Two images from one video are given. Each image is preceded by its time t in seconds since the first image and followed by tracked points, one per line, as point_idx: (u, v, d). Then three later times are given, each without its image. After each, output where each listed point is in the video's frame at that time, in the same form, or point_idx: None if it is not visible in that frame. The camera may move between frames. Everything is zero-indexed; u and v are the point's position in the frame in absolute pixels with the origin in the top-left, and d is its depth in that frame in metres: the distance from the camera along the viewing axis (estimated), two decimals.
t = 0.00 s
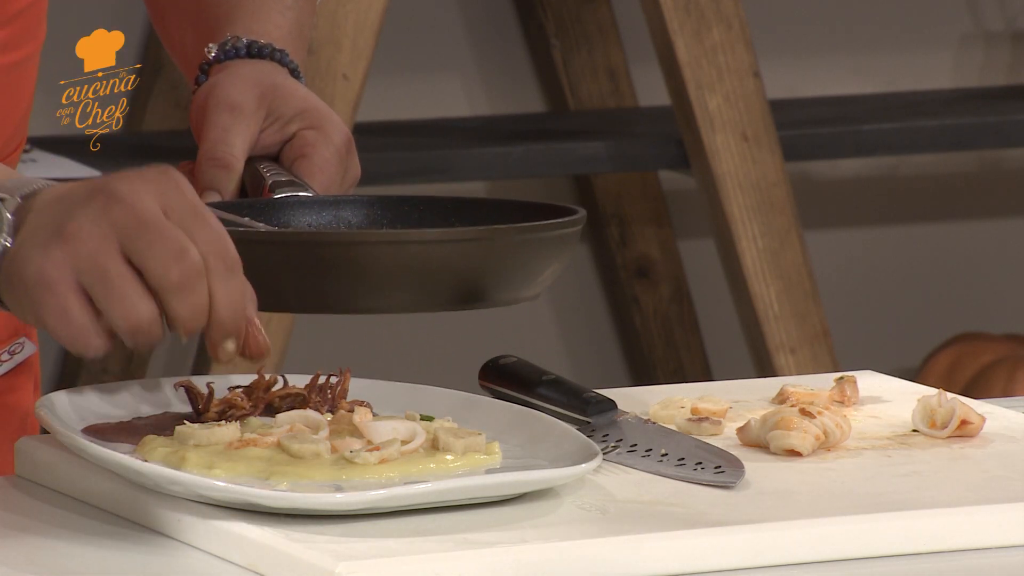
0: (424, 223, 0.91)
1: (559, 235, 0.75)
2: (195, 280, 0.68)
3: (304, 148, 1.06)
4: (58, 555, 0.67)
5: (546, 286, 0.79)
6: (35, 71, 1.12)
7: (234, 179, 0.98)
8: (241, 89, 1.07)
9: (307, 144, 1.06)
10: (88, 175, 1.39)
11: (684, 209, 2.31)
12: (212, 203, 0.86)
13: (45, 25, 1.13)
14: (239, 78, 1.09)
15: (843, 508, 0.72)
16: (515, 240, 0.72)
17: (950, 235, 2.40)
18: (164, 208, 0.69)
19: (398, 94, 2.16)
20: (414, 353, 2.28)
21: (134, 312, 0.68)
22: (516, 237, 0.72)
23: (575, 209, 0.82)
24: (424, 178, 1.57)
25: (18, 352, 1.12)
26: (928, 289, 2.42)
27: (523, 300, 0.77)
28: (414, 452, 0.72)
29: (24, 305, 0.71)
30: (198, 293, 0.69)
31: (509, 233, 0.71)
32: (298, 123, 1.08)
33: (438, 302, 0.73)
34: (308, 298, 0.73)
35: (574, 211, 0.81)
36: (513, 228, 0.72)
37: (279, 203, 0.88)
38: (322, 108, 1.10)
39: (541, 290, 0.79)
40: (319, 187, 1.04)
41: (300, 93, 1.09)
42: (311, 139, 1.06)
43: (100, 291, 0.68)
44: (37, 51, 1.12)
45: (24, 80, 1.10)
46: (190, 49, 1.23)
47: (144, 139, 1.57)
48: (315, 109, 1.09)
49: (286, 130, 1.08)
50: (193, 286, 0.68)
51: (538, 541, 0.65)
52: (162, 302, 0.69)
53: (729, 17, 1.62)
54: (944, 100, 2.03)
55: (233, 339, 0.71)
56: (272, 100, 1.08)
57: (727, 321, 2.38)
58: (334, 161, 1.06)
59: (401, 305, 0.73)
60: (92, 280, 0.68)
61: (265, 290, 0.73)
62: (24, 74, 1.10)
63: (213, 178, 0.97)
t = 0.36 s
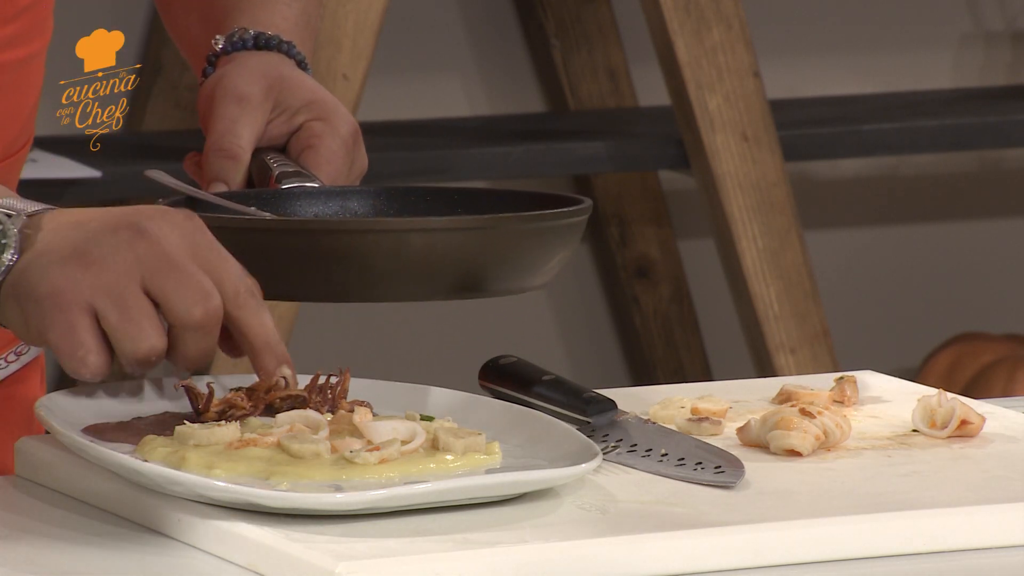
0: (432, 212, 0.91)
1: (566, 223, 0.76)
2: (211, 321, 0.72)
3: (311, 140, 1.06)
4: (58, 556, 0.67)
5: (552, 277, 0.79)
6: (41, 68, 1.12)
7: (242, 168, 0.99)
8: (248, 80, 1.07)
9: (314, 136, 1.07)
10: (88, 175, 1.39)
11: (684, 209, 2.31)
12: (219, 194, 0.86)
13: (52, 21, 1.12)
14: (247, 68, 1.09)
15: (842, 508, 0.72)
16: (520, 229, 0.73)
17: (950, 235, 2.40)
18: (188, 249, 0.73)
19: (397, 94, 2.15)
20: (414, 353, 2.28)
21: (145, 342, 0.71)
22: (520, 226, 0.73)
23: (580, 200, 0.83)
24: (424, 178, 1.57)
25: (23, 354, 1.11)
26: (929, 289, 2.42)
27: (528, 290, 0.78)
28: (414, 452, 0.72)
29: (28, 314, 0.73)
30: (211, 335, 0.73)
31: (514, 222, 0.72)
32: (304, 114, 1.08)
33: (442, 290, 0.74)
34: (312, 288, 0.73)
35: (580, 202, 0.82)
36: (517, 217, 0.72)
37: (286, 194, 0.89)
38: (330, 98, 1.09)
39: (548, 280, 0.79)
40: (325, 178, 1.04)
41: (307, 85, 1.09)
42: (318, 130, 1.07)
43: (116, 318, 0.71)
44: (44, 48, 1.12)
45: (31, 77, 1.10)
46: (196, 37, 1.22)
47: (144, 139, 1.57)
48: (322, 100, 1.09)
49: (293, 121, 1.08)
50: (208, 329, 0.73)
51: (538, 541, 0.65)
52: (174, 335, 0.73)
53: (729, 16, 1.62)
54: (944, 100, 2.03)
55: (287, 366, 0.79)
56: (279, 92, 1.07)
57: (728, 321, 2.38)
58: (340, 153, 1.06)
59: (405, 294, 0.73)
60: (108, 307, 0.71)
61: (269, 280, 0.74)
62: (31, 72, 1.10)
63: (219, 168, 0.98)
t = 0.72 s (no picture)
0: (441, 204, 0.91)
1: (574, 219, 0.76)
2: (209, 321, 0.70)
3: (317, 131, 1.06)
4: (58, 556, 0.67)
5: (557, 271, 0.79)
6: (47, 67, 1.12)
7: (248, 159, 0.99)
8: (254, 71, 1.07)
9: (320, 126, 1.06)
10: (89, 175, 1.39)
11: (684, 209, 2.31)
12: (225, 186, 0.86)
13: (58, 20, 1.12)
14: (252, 59, 1.09)
15: (842, 508, 0.72)
16: (524, 224, 0.73)
17: (951, 235, 2.40)
18: (183, 248, 0.70)
19: (396, 93, 2.15)
20: (414, 353, 2.28)
21: (141, 345, 0.69)
22: (522, 221, 0.72)
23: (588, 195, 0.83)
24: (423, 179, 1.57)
25: (30, 355, 1.11)
26: (929, 289, 2.42)
27: (531, 285, 0.77)
28: (414, 452, 0.72)
29: (29, 323, 0.71)
30: (209, 335, 0.71)
31: (516, 217, 0.72)
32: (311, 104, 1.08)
33: (443, 285, 0.73)
34: (311, 281, 0.73)
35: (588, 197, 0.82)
36: (519, 212, 0.72)
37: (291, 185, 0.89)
38: (336, 88, 1.09)
39: (555, 275, 0.79)
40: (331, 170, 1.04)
41: (313, 75, 1.09)
42: (323, 121, 1.07)
43: (111, 322, 0.69)
44: (50, 46, 1.12)
45: (37, 76, 1.10)
46: (201, 31, 1.23)
47: (143, 138, 1.57)
48: (328, 90, 1.08)
49: (299, 112, 1.08)
50: (205, 329, 0.70)
51: (538, 541, 0.65)
52: (172, 337, 0.70)
53: (729, 16, 1.62)
54: (944, 100, 2.03)
55: (279, 364, 0.72)
56: (285, 82, 1.07)
57: (728, 321, 2.38)
58: (347, 143, 1.06)
59: (406, 288, 0.73)
60: (102, 310, 0.69)
61: (268, 272, 0.74)
62: (37, 70, 1.10)
63: (225, 159, 0.98)
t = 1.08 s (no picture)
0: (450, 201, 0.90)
1: (580, 214, 0.75)
2: (187, 326, 0.75)
3: (320, 128, 1.07)
4: (57, 555, 0.67)
5: (563, 269, 0.79)
6: (56, 68, 1.13)
7: (253, 154, 0.98)
8: (258, 67, 1.07)
9: (324, 124, 1.07)
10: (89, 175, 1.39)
11: (684, 209, 2.31)
12: (229, 182, 0.85)
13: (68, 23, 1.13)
14: (255, 56, 1.09)
15: (842, 508, 0.72)
16: (528, 219, 0.72)
17: (951, 235, 2.40)
18: (166, 254, 0.75)
19: (397, 93, 2.15)
20: (414, 353, 2.28)
21: (121, 347, 0.75)
22: (528, 216, 0.72)
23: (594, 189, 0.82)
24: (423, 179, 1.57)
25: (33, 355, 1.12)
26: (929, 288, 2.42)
27: (535, 282, 0.77)
28: (414, 452, 0.72)
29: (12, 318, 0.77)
30: (188, 340, 0.76)
31: (521, 212, 0.71)
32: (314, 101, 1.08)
33: (448, 282, 0.73)
34: (315, 279, 0.72)
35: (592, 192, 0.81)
36: (527, 208, 0.72)
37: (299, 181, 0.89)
38: (338, 87, 1.10)
39: (561, 270, 0.79)
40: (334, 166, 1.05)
41: (315, 73, 1.10)
42: (327, 118, 1.07)
43: (93, 325, 0.74)
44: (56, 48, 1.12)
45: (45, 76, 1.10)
46: (204, 26, 1.22)
47: (143, 138, 1.57)
48: (331, 88, 1.09)
49: (302, 108, 1.09)
50: (184, 333, 0.75)
51: (539, 542, 0.65)
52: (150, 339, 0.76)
53: (729, 16, 1.62)
54: (944, 100, 2.04)
55: (260, 373, 0.79)
56: (289, 79, 1.08)
57: (728, 321, 2.38)
58: (349, 142, 1.07)
59: (410, 286, 0.73)
60: (85, 313, 0.74)
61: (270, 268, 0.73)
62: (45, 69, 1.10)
63: (229, 156, 0.97)
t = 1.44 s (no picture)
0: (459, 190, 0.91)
1: (586, 205, 0.77)
2: (214, 339, 0.76)
3: (330, 120, 1.07)
4: (58, 555, 0.67)
5: (569, 258, 0.80)
6: (65, 69, 1.12)
7: (261, 147, 0.99)
8: (268, 61, 1.07)
9: (333, 116, 1.07)
10: (90, 175, 1.39)
11: (684, 209, 2.31)
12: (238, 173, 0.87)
13: (79, 23, 1.13)
14: (265, 48, 1.09)
15: (843, 508, 0.72)
16: (533, 209, 0.74)
17: (951, 235, 2.40)
18: (191, 266, 0.75)
19: (397, 94, 2.16)
20: (413, 353, 2.28)
21: (148, 360, 0.74)
22: (534, 207, 0.73)
23: (600, 180, 0.84)
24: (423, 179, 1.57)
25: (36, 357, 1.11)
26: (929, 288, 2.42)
27: (541, 272, 0.79)
28: (414, 452, 0.72)
29: (37, 329, 0.77)
30: (213, 353, 0.77)
31: (526, 202, 0.73)
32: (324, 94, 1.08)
33: (454, 272, 0.74)
34: (324, 269, 0.75)
35: (600, 182, 0.83)
36: (532, 198, 0.73)
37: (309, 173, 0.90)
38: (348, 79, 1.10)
39: (568, 260, 0.80)
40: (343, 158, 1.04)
41: (325, 66, 1.10)
42: (336, 110, 1.07)
43: (118, 338, 0.74)
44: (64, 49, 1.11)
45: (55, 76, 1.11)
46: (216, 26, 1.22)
47: (143, 139, 1.57)
48: (341, 80, 1.09)
49: (311, 101, 1.08)
50: (211, 347, 0.76)
51: (538, 541, 0.65)
52: (176, 352, 0.76)
53: (729, 16, 1.62)
54: (944, 100, 2.04)
55: (290, 379, 0.79)
56: (298, 72, 1.08)
57: (728, 321, 2.38)
58: (359, 133, 1.07)
59: (418, 276, 0.74)
60: (110, 326, 0.74)
61: (280, 258, 0.75)
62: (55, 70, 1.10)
63: (238, 148, 0.98)
